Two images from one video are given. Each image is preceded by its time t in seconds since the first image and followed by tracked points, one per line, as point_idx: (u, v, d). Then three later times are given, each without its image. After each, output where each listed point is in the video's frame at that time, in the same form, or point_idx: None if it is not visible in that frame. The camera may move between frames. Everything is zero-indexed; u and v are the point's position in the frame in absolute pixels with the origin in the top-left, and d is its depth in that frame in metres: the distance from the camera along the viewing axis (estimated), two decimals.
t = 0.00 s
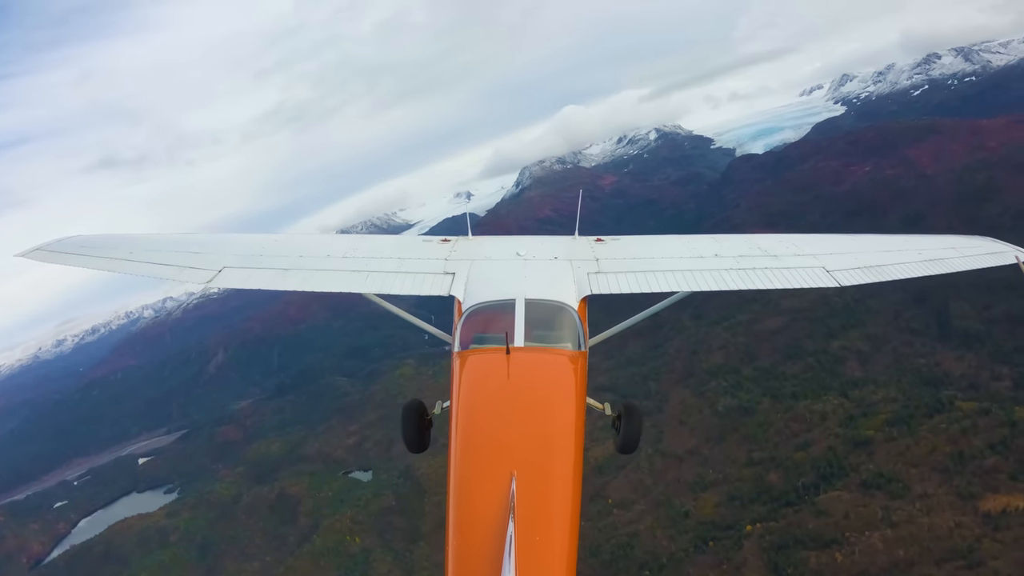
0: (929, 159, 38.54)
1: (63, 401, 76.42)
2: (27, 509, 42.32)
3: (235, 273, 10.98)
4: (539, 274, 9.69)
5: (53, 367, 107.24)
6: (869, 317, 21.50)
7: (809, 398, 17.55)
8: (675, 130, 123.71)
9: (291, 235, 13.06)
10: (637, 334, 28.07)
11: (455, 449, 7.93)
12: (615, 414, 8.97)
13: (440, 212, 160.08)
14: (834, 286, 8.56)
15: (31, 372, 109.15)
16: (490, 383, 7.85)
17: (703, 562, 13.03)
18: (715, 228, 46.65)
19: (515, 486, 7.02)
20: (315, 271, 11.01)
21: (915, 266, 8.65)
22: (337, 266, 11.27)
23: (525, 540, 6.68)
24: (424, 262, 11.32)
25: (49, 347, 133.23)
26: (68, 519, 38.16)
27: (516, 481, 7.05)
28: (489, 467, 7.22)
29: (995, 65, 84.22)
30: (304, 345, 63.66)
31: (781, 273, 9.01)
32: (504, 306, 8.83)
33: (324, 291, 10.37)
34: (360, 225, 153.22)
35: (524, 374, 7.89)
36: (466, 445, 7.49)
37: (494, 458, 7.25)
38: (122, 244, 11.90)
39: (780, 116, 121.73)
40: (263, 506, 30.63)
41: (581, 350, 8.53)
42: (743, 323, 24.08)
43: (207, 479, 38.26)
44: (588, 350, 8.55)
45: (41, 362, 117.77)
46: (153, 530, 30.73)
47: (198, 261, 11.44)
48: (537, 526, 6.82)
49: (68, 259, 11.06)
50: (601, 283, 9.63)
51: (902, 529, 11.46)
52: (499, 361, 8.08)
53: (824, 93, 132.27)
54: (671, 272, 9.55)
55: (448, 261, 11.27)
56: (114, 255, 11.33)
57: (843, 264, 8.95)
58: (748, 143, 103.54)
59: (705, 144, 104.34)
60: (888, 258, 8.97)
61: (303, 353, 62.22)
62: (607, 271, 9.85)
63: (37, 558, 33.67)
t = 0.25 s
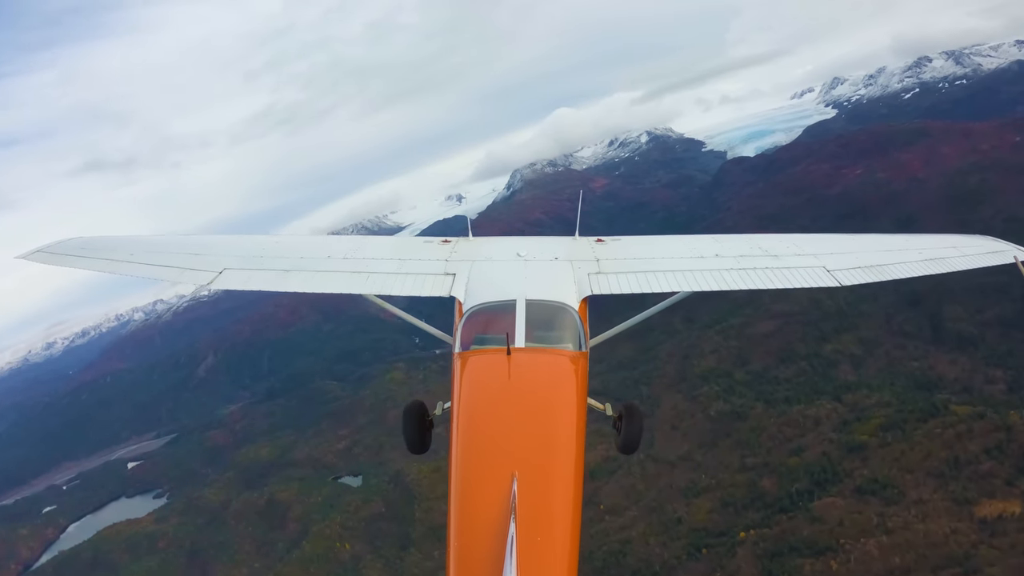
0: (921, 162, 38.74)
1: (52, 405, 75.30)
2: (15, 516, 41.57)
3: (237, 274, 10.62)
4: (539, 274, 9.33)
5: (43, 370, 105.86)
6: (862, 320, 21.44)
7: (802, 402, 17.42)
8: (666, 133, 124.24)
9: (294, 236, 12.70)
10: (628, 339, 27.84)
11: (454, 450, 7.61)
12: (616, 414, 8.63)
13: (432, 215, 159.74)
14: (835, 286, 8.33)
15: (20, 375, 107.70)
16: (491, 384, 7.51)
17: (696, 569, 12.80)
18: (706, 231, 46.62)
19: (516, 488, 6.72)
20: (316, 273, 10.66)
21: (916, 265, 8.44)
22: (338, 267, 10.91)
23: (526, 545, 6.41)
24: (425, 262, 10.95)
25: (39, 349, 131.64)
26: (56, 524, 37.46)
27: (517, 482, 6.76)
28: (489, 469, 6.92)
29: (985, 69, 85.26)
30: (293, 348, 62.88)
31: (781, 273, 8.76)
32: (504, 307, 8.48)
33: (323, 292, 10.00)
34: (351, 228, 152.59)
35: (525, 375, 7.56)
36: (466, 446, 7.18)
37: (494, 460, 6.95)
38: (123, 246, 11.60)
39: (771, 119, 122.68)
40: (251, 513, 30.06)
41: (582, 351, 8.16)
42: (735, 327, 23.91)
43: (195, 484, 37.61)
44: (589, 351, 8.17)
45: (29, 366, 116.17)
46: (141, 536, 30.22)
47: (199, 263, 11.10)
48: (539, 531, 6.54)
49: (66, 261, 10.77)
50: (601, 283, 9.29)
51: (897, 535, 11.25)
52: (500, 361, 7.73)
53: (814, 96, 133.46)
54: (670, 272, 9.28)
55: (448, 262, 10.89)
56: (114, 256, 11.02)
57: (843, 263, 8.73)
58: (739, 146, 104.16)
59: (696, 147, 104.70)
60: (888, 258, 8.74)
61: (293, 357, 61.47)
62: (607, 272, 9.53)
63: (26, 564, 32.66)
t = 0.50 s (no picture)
0: (913, 164, 38.90)
1: (42, 408, 74.34)
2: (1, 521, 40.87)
3: (237, 275, 10.62)
4: (539, 274, 9.35)
5: (31, 373, 104.46)
6: (855, 324, 21.36)
7: (795, 408, 17.24)
8: (658, 136, 124.56)
9: (295, 236, 12.68)
10: (621, 342, 27.72)
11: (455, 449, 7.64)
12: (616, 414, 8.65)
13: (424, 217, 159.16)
14: (835, 287, 8.34)
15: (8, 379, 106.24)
16: (491, 384, 7.51)
17: None
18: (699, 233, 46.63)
19: (517, 488, 6.76)
20: (317, 273, 10.65)
21: (916, 266, 8.44)
22: (339, 267, 10.91)
23: (526, 543, 6.47)
24: (425, 263, 10.96)
25: (28, 351, 130.05)
26: (44, 529, 36.88)
27: (517, 482, 6.79)
28: (490, 468, 6.95)
29: (977, 72, 86.14)
30: (283, 351, 62.16)
31: (782, 273, 8.77)
32: (505, 307, 8.51)
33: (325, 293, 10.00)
34: (343, 230, 151.79)
35: (526, 375, 7.58)
36: (467, 446, 7.19)
37: (495, 460, 6.98)
38: (124, 246, 11.61)
39: (764, 122, 123.22)
40: (241, 518, 29.66)
41: (582, 351, 8.22)
42: (727, 330, 23.82)
43: (185, 489, 37.07)
44: (589, 352, 8.25)
45: (17, 369, 114.59)
46: (131, 540, 29.80)
47: (200, 263, 11.08)
48: (539, 529, 6.59)
49: (67, 262, 10.74)
50: (602, 284, 9.30)
51: (893, 542, 11.04)
52: (501, 362, 7.72)
53: (806, 99, 134.21)
54: (672, 272, 9.28)
55: (449, 262, 10.90)
56: (115, 257, 11.00)
57: (843, 264, 8.72)
58: (731, 149, 104.53)
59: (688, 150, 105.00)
60: (888, 258, 8.73)
61: (283, 360, 60.79)
62: (607, 272, 9.53)
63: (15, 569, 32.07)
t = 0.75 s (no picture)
0: (905, 167, 39.11)
1: (30, 412, 73.27)
2: None
3: (238, 276, 10.40)
4: (540, 275, 9.15)
5: (19, 376, 102.95)
6: (847, 328, 21.26)
7: (789, 412, 17.08)
8: (649, 138, 124.94)
9: (297, 238, 12.46)
10: (613, 345, 27.53)
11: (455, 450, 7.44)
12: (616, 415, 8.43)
13: (416, 219, 158.62)
14: (835, 288, 8.23)
15: None
16: (491, 385, 7.31)
17: None
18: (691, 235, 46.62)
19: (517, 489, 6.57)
20: (317, 274, 10.44)
21: (916, 267, 8.33)
22: (340, 268, 10.70)
23: (527, 546, 6.28)
24: (425, 264, 10.76)
25: (17, 354, 128.40)
26: (32, 534, 36.21)
27: (518, 483, 6.60)
28: (490, 469, 6.77)
29: (966, 76, 87.13)
30: (273, 354, 61.40)
31: (783, 274, 8.64)
32: (505, 308, 8.26)
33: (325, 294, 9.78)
34: (334, 232, 150.96)
35: (527, 375, 7.37)
36: (467, 446, 7.00)
37: (496, 461, 6.78)
38: (125, 246, 11.40)
39: (755, 125, 123.92)
40: (230, 523, 29.16)
41: (582, 352, 7.98)
42: (719, 334, 23.65)
43: (174, 493, 36.46)
44: (589, 352, 8.01)
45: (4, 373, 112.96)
46: (119, 546, 29.30)
47: (200, 264, 10.87)
48: (540, 531, 6.41)
49: (66, 263, 10.56)
50: (602, 285, 9.13)
51: (888, 549, 10.80)
52: (501, 363, 7.50)
53: (797, 102, 135.13)
54: (672, 274, 9.14)
55: (449, 263, 10.70)
56: (114, 258, 10.81)
57: (844, 264, 8.60)
58: (722, 151, 104.98)
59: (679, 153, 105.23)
60: (888, 259, 8.62)
61: (273, 363, 60.06)
62: (608, 273, 9.35)
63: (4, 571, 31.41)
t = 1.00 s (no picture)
0: (897, 170, 39.30)
1: (20, 415, 72.38)
2: None
3: (237, 277, 10.22)
4: (540, 275, 8.92)
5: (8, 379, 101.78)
6: (841, 332, 21.14)
7: (783, 417, 16.89)
8: (641, 141, 125.34)
9: (299, 239, 12.28)
10: (606, 348, 27.29)
11: (455, 451, 7.21)
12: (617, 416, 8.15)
13: (408, 221, 158.26)
14: (836, 288, 8.07)
15: None
16: (492, 384, 7.08)
17: None
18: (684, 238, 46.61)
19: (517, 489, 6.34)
20: (316, 275, 10.21)
21: (917, 267, 8.19)
22: (339, 269, 10.46)
23: (528, 548, 6.05)
24: (425, 265, 10.53)
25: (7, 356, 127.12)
26: (21, 539, 35.65)
27: (519, 483, 6.37)
28: (489, 469, 6.54)
29: (958, 80, 88.01)
30: (263, 356, 60.73)
31: (782, 275, 8.49)
32: (505, 308, 8.02)
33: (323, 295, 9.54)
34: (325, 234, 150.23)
35: (528, 374, 7.13)
36: (467, 446, 6.78)
37: (496, 462, 6.55)
38: (126, 248, 11.28)
39: (747, 127, 124.64)
40: (219, 529, 28.69)
41: (583, 353, 7.69)
42: (711, 338, 23.49)
43: (163, 498, 35.92)
44: (591, 353, 7.71)
45: None
46: (107, 551, 28.82)
47: (200, 265, 10.69)
48: (541, 533, 6.18)
49: (66, 264, 10.45)
50: (602, 286, 8.92)
51: (884, 557, 10.58)
52: (501, 363, 7.25)
53: (789, 105, 136.09)
54: (673, 274, 8.95)
55: (451, 264, 10.44)
56: (115, 259, 10.69)
57: (844, 265, 8.45)
58: (714, 154, 105.46)
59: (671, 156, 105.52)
60: (889, 259, 8.47)
61: (263, 366, 59.41)
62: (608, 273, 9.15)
63: None
